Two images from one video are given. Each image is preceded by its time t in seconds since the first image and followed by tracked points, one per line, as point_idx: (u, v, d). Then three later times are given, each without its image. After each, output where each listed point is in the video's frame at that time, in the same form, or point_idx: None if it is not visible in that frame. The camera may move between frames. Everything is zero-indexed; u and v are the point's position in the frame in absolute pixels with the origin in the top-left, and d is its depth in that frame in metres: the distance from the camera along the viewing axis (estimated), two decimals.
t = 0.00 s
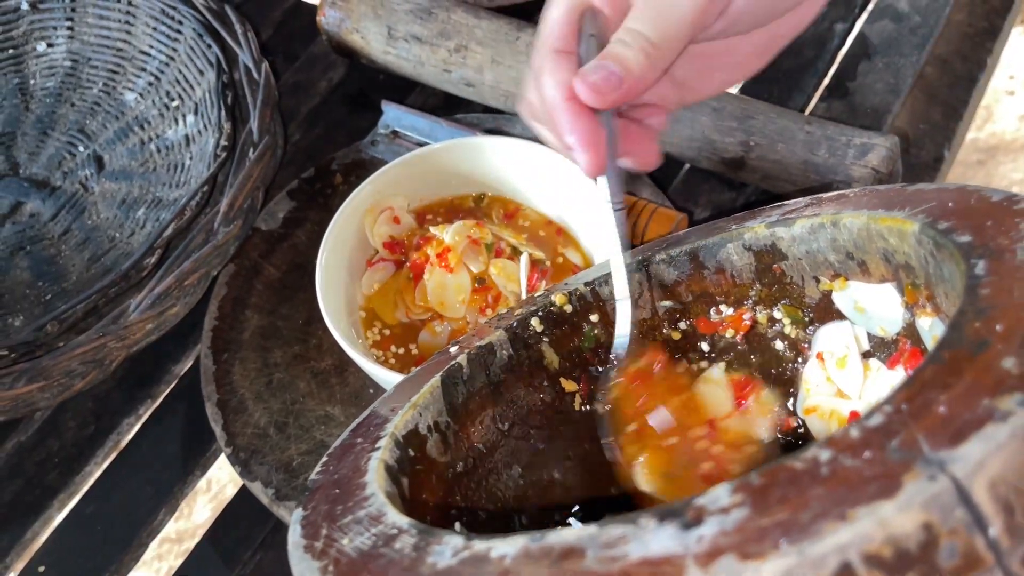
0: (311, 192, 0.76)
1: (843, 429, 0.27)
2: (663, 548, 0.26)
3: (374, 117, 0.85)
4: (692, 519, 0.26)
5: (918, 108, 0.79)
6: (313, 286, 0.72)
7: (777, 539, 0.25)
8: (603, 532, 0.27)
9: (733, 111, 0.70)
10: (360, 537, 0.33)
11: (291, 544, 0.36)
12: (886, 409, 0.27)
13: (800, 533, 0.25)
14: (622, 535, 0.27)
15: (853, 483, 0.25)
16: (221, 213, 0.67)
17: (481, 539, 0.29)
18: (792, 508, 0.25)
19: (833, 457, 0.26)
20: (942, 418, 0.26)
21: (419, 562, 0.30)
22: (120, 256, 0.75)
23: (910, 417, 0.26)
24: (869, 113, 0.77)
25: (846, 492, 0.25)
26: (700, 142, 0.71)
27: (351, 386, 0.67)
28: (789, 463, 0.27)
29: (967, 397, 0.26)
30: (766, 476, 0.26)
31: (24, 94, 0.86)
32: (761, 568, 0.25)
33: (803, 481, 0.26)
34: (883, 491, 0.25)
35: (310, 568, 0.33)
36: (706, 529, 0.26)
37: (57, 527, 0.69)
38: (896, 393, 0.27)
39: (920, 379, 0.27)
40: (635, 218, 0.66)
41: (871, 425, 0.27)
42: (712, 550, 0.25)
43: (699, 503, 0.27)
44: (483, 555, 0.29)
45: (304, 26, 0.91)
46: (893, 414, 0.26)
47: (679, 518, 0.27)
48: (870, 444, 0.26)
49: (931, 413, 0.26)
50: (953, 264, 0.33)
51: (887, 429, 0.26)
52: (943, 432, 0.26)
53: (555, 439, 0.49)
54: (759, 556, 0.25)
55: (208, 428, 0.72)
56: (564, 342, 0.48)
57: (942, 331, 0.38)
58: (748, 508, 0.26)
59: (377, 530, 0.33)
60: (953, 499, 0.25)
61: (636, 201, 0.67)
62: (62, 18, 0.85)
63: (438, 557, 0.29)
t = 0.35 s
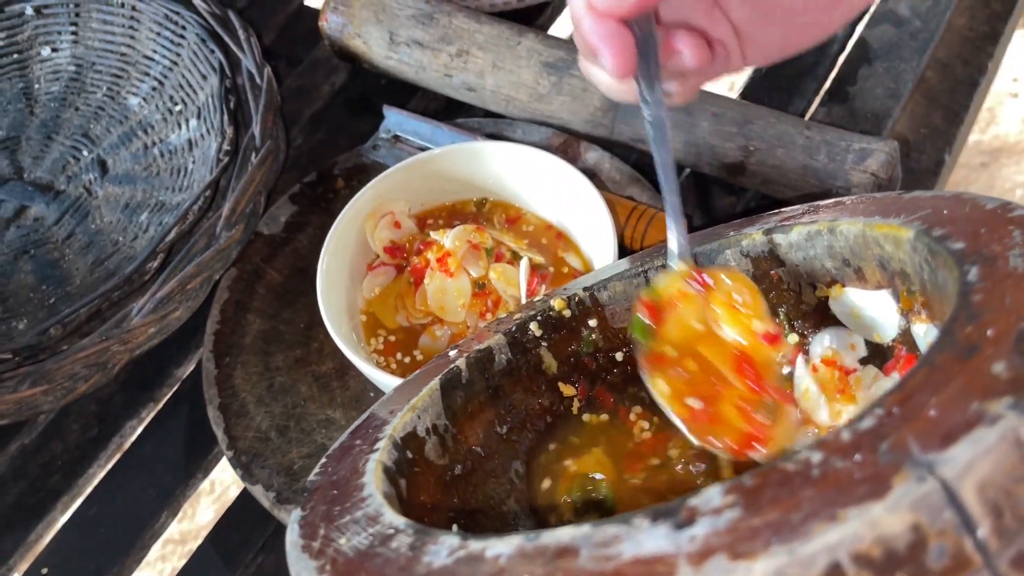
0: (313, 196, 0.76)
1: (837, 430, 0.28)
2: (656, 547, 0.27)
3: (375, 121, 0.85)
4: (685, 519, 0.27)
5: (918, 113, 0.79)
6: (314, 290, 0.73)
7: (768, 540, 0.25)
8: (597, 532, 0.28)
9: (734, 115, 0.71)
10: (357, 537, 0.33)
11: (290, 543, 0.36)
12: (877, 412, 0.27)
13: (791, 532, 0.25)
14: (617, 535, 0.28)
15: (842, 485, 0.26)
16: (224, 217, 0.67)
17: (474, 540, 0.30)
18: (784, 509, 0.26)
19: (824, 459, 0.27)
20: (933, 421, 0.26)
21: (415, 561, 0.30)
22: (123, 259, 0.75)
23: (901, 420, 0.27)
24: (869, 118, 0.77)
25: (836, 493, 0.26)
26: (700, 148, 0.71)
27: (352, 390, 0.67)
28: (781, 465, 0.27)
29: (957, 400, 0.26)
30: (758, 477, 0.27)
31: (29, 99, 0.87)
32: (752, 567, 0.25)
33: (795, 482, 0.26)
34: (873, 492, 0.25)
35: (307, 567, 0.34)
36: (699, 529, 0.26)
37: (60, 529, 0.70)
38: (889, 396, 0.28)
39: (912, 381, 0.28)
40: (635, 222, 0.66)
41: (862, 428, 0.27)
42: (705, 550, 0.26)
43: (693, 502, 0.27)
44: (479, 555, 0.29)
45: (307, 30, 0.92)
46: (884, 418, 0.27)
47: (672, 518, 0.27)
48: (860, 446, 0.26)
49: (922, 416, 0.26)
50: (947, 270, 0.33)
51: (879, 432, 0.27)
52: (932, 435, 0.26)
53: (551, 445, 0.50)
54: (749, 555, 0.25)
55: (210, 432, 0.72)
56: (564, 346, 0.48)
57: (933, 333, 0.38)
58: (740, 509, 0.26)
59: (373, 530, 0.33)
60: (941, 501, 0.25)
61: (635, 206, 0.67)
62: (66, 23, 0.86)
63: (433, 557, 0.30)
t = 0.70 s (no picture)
0: (318, 198, 0.77)
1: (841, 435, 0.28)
2: (661, 549, 0.27)
3: (380, 123, 0.85)
4: (690, 523, 0.27)
5: (922, 114, 0.79)
6: (319, 292, 0.73)
7: (772, 543, 0.26)
8: (603, 535, 0.28)
9: (737, 117, 0.71)
10: (364, 539, 0.33)
11: (296, 543, 0.36)
12: (881, 417, 0.27)
13: (794, 537, 0.26)
14: (621, 538, 0.27)
15: (846, 489, 0.26)
16: (230, 219, 0.67)
17: (481, 541, 0.30)
18: (788, 513, 0.26)
19: (829, 463, 0.27)
20: (936, 426, 0.26)
21: (422, 563, 0.30)
22: (129, 260, 0.76)
23: (905, 425, 0.27)
24: (873, 120, 0.77)
25: (839, 498, 0.26)
26: (704, 150, 0.71)
27: (357, 391, 0.67)
28: (787, 469, 0.27)
29: (959, 407, 0.27)
30: (762, 482, 0.27)
31: (36, 101, 0.87)
32: (757, 571, 0.25)
33: (799, 486, 0.26)
34: (877, 497, 0.26)
35: (315, 568, 0.34)
36: (704, 533, 0.26)
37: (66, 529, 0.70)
38: (892, 401, 0.28)
39: (913, 390, 0.28)
40: (639, 224, 0.66)
41: (866, 433, 0.27)
42: (709, 554, 0.26)
43: (697, 506, 0.27)
44: (485, 557, 0.29)
45: (312, 32, 0.92)
46: (887, 422, 0.27)
47: (677, 521, 0.27)
48: (865, 451, 0.27)
49: (925, 420, 0.27)
50: (951, 274, 0.34)
51: (882, 437, 0.27)
52: (936, 439, 0.26)
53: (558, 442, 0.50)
54: (754, 559, 0.26)
55: (216, 432, 0.73)
56: (568, 348, 0.49)
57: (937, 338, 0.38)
58: (745, 513, 0.26)
59: (380, 531, 0.33)
60: (944, 507, 0.25)
61: (639, 207, 0.67)
62: (73, 25, 0.86)
63: (439, 558, 0.30)
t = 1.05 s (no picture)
0: (327, 198, 0.77)
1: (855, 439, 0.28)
2: (677, 551, 0.27)
3: (388, 123, 0.85)
4: (706, 524, 0.27)
5: (929, 114, 0.79)
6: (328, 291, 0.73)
7: (789, 546, 0.26)
8: (619, 536, 0.28)
9: (745, 117, 0.71)
10: (378, 536, 0.33)
11: (309, 540, 0.36)
12: (897, 421, 0.28)
13: (810, 540, 0.26)
14: (636, 539, 0.28)
15: (862, 493, 0.26)
16: (239, 219, 0.68)
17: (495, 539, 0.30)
18: (803, 516, 0.26)
19: (844, 466, 0.27)
20: (953, 430, 0.27)
21: (436, 561, 0.30)
22: (138, 260, 0.76)
23: (920, 429, 0.27)
24: (881, 120, 0.77)
25: (855, 501, 0.26)
26: (712, 149, 0.72)
27: (366, 390, 0.67)
28: (801, 472, 0.27)
29: (976, 409, 0.27)
30: (778, 485, 0.27)
31: (45, 101, 0.88)
32: (773, 573, 0.26)
33: (814, 490, 0.27)
34: (894, 501, 0.26)
35: (328, 564, 0.34)
36: (720, 535, 0.27)
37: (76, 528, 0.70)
38: (908, 405, 0.28)
39: (930, 392, 0.28)
40: (647, 223, 0.66)
41: (882, 437, 0.27)
42: (725, 556, 0.26)
43: (713, 509, 0.27)
44: (500, 556, 0.29)
45: (320, 33, 0.92)
46: (904, 427, 0.27)
47: (692, 523, 0.27)
48: (880, 455, 0.27)
49: (942, 424, 0.27)
50: (966, 278, 0.34)
51: (899, 441, 0.27)
52: (952, 445, 0.26)
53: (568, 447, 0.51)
54: (770, 562, 0.26)
55: (225, 431, 0.73)
56: (579, 347, 0.49)
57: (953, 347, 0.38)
58: (760, 515, 0.27)
59: (394, 529, 0.33)
60: (961, 512, 0.26)
61: (648, 207, 0.67)
62: (82, 25, 0.87)
63: (455, 556, 0.30)
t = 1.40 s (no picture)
0: (332, 198, 0.77)
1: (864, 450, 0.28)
2: (684, 564, 0.27)
3: (393, 123, 0.86)
4: (714, 538, 0.27)
5: (935, 114, 0.79)
6: (333, 291, 0.73)
7: (797, 560, 0.26)
8: (626, 548, 0.28)
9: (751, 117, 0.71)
10: (386, 544, 0.34)
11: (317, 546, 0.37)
12: (906, 433, 0.28)
13: (819, 554, 0.26)
14: (644, 552, 0.28)
15: (871, 507, 0.26)
16: (244, 218, 0.68)
17: (505, 550, 0.31)
18: (812, 530, 0.26)
19: (853, 479, 0.27)
20: (961, 442, 0.27)
21: (445, 570, 0.31)
22: (144, 260, 0.76)
23: (930, 440, 0.27)
24: (886, 120, 0.77)
25: (863, 515, 0.26)
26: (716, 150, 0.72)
27: (371, 390, 0.67)
28: (810, 484, 0.28)
29: (985, 422, 0.27)
30: (786, 497, 0.27)
31: (50, 102, 0.88)
32: None
33: (823, 503, 0.27)
34: (902, 515, 0.26)
35: (337, 572, 0.35)
36: (728, 549, 0.27)
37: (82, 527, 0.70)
38: (917, 415, 0.28)
39: (939, 404, 0.28)
40: (653, 223, 0.66)
41: (890, 448, 0.27)
42: (735, 568, 0.26)
43: (721, 521, 0.27)
44: (508, 567, 0.30)
45: (325, 33, 0.92)
46: (912, 438, 0.27)
47: (701, 536, 0.27)
48: (889, 468, 0.27)
49: (951, 436, 0.27)
50: (975, 281, 0.34)
51: (908, 452, 0.27)
52: (961, 458, 0.26)
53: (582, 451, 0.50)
54: None
55: (230, 430, 0.73)
56: (586, 347, 0.49)
57: (962, 348, 0.38)
58: (769, 529, 0.27)
59: (403, 538, 0.34)
60: (970, 527, 0.26)
61: (654, 207, 0.67)
62: (87, 26, 0.87)
63: (462, 568, 0.31)
